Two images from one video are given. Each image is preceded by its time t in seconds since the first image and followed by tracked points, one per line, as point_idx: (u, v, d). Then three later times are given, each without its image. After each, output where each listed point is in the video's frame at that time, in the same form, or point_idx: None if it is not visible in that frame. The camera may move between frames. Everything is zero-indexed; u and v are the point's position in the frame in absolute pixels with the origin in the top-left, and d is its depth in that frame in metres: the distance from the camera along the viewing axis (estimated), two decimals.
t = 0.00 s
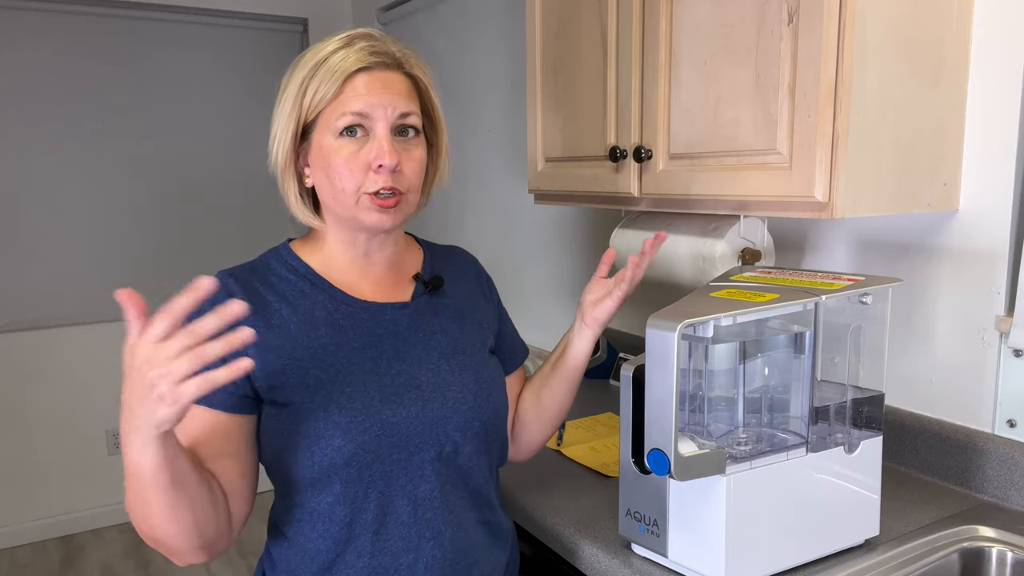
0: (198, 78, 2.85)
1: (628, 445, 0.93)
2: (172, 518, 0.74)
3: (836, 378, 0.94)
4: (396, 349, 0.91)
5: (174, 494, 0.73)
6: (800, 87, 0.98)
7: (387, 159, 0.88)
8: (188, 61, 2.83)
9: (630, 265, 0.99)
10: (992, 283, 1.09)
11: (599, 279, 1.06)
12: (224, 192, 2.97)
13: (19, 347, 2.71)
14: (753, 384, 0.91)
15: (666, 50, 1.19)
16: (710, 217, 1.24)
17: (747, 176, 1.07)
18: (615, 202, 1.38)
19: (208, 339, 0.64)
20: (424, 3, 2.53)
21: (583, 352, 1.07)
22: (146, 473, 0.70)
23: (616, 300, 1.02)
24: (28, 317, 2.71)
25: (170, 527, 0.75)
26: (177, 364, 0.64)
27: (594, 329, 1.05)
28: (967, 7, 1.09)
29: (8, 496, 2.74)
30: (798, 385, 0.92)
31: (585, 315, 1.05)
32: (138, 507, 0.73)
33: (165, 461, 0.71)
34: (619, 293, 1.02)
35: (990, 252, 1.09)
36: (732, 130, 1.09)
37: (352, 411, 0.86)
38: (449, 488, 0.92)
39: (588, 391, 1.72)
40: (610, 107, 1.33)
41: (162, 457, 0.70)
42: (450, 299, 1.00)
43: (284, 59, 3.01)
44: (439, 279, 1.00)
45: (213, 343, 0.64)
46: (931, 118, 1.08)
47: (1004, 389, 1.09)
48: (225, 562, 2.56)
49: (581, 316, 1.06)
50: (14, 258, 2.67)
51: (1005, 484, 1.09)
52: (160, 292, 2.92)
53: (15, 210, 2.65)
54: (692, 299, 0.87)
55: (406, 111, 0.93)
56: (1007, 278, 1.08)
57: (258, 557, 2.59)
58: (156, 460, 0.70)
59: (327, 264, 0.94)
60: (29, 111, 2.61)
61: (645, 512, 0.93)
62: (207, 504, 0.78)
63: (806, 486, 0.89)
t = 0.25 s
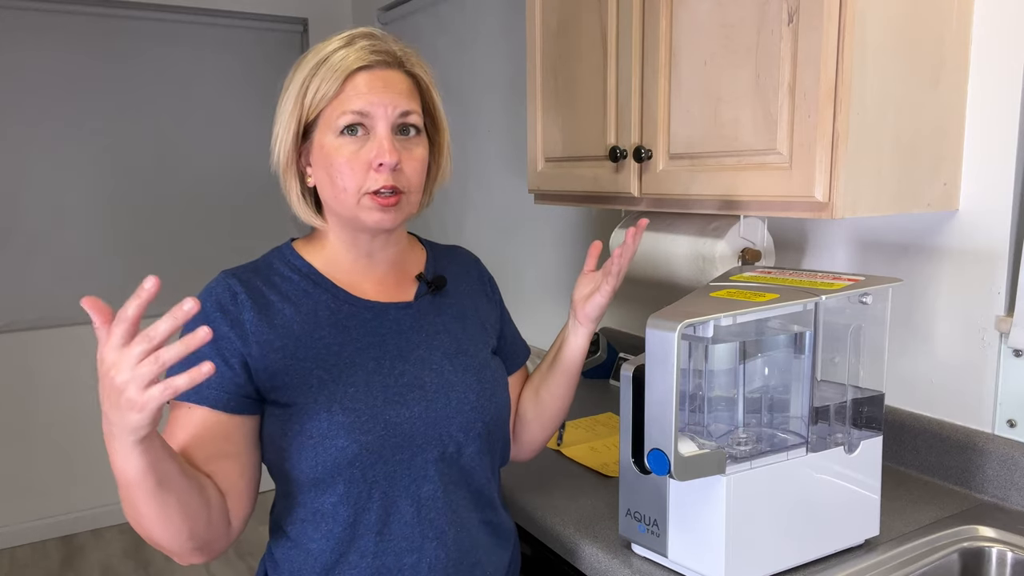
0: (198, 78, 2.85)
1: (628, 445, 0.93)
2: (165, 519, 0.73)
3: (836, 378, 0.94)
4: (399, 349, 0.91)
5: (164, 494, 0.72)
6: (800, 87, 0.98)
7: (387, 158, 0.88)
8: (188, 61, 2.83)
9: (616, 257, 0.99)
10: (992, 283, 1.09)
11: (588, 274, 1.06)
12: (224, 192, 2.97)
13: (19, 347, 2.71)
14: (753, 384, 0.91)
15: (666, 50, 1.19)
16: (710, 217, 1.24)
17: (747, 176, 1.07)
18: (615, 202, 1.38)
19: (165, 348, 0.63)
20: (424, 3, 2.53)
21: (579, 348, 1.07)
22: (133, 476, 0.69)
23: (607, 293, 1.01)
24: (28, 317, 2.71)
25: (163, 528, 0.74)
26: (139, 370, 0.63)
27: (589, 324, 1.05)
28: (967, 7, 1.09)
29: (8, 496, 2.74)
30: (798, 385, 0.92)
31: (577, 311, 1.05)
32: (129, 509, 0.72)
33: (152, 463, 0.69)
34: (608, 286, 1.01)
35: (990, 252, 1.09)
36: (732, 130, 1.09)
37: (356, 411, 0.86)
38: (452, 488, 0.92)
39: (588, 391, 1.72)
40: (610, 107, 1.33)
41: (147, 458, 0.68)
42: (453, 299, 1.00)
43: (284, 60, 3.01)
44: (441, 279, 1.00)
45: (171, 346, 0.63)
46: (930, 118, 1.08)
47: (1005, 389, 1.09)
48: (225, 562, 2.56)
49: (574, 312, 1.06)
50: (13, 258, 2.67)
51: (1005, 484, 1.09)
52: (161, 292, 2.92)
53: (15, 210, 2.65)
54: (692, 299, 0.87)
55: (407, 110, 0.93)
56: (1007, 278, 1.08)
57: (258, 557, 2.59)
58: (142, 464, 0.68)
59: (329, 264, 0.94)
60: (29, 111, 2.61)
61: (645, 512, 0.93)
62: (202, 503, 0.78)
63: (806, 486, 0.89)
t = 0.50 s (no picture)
0: (198, 78, 2.85)
1: (628, 445, 0.93)
2: (158, 518, 0.73)
3: (836, 378, 0.94)
4: (402, 349, 0.91)
5: (156, 493, 0.71)
6: (800, 88, 0.98)
7: (395, 158, 0.88)
8: (188, 61, 2.83)
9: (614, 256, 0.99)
10: (992, 283, 1.09)
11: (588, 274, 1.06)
12: (224, 192, 2.97)
13: (18, 347, 2.71)
14: (753, 384, 0.91)
15: (666, 50, 1.19)
16: (710, 217, 1.24)
17: (747, 176, 1.07)
18: (615, 202, 1.38)
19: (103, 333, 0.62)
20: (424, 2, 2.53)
21: (579, 348, 1.07)
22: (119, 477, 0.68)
23: (606, 293, 1.01)
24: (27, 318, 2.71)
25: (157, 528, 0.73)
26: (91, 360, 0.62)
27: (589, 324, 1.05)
28: (966, 7, 1.09)
29: (8, 496, 2.74)
30: (798, 385, 0.92)
31: (578, 311, 1.05)
32: (120, 509, 0.72)
33: (140, 461, 0.69)
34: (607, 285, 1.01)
35: (990, 252, 1.09)
36: (732, 130, 1.09)
37: (359, 410, 0.86)
38: (454, 488, 0.92)
39: (588, 391, 1.72)
40: (610, 107, 1.33)
41: (133, 457, 0.68)
42: (455, 299, 1.00)
43: (284, 60, 3.01)
44: (444, 279, 1.00)
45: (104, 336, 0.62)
46: (930, 118, 1.08)
47: (1004, 389, 1.09)
48: (225, 562, 2.56)
49: (574, 312, 1.06)
50: (13, 259, 2.67)
51: (1005, 484, 1.09)
52: (161, 292, 2.92)
53: (14, 209, 2.64)
54: (692, 299, 0.87)
55: (415, 112, 0.93)
56: (1007, 278, 1.08)
57: (258, 556, 2.59)
58: (128, 463, 0.68)
59: (333, 263, 0.94)
60: (29, 111, 2.61)
61: (645, 512, 0.93)
62: (198, 502, 0.77)
63: (806, 486, 0.89)
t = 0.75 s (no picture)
0: (198, 78, 2.85)
1: (628, 445, 0.93)
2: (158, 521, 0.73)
3: (836, 378, 0.94)
4: (402, 349, 0.91)
5: (154, 494, 0.71)
6: (800, 88, 0.98)
7: (402, 158, 0.89)
8: (188, 61, 2.83)
9: (615, 257, 0.99)
10: (992, 283, 1.09)
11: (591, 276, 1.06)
12: (224, 192, 2.97)
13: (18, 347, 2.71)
14: (753, 384, 0.91)
15: (666, 50, 1.19)
16: (710, 217, 1.24)
17: (747, 176, 1.07)
18: (615, 202, 1.38)
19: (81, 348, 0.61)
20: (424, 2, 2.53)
21: (580, 350, 1.07)
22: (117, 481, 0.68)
23: (608, 293, 1.01)
24: (27, 317, 2.71)
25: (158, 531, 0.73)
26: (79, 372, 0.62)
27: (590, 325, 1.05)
28: (966, 7, 1.09)
29: (8, 496, 2.74)
30: (798, 385, 0.92)
31: (580, 311, 1.05)
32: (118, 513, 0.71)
33: (138, 463, 0.69)
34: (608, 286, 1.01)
35: (990, 252, 1.09)
36: (732, 131, 1.09)
37: (360, 411, 0.86)
38: (455, 488, 0.92)
39: (588, 391, 1.72)
40: (610, 107, 1.33)
41: (131, 461, 0.68)
42: (456, 299, 1.00)
43: (284, 60, 3.01)
44: (444, 279, 1.00)
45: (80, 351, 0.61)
46: (930, 118, 1.08)
47: (1004, 389, 1.09)
48: (225, 562, 2.56)
49: (576, 313, 1.06)
50: (13, 259, 2.67)
51: (1005, 484, 1.09)
52: (161, 292, 2.92)
53: (14, 209, 2.64)
54: (692, 299, 0.87)
55: (421, 113, 0.93)
56: (1007, 278, 1.08)
57: (258, 556, 2.59)
58: (128, 466, 0.68)
59: (334, 263, 0.94)
60: (28, 111, 2.61)
61: (645, 512, 0.93)
62: (198, 503, 0.77)
63: (806, 486, 0.89)
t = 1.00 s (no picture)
0: (198, 78, 2.85)
1: (628, 445, 0.93)
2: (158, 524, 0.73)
3: (836, 378, 0.94)
4: (403, 349, 0.91)
5: (155, 498, 0.71)
6: (800, 88, 0.98)
7: (403, 158, 0.88)
8: (188, 61, 2.83)
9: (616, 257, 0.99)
10: (992, 284, 1.09)
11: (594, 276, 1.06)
12: (224, 192, 2.97)
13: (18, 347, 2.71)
14: (753, 384, 0.91)
15: (666, 50, 1.19)
16: (710, 217, 1.24)
17: (747, 176, 1.07)
18: (615, 202, 1.38)
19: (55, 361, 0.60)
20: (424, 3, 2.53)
21: (580, 350, 1.07)
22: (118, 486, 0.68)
23: (609, 293, 1.01)
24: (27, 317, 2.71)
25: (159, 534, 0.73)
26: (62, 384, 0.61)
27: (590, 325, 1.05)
28: (966, 7, 1.09)
29: (8, 496, 2.74)
30: (798, 385, 0.92)
31: (581, 312, 1.05)
32: (119, 516, 0.71)
33: (138, 469, 0.69)
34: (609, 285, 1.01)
35: (990, 252, 1.09)
36: (732, 130, 1.09)
37: (360, 412, 0.86)
38: (455, 489, 0.92)
39: (588, 391, 1.72)
40: (610, 107, 1.33)
41: (132, 466, 0.68)
42: (455, 299, 1.00)
43: (284, 60, 3.01)
44: (444, 279, 1.00)
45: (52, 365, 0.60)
46: (931, 118, 1.08)
47: (1005, 389, 1.09)
48: (225, 562, 2.56)
49: (577, 313, 1.06)
50: (13, 258, 2.67)
51: (1005, 484, 1.09)
52: (161, 292, 2.92)
53: (15, 209, 2.64)
54: (692, 299, 0.87)
55: (422, 112, 0.93)
56: (1007, 278, 1.08)
57: (258, 556, 2.60)
58: (129, 473, 0.68)
59: (334, 263, 0.94)
60: (28, 111, 2.61)
61: (645, 512, 0.93)
62: (199, 505, 0.77)
63: (806, 486, 0.89)
